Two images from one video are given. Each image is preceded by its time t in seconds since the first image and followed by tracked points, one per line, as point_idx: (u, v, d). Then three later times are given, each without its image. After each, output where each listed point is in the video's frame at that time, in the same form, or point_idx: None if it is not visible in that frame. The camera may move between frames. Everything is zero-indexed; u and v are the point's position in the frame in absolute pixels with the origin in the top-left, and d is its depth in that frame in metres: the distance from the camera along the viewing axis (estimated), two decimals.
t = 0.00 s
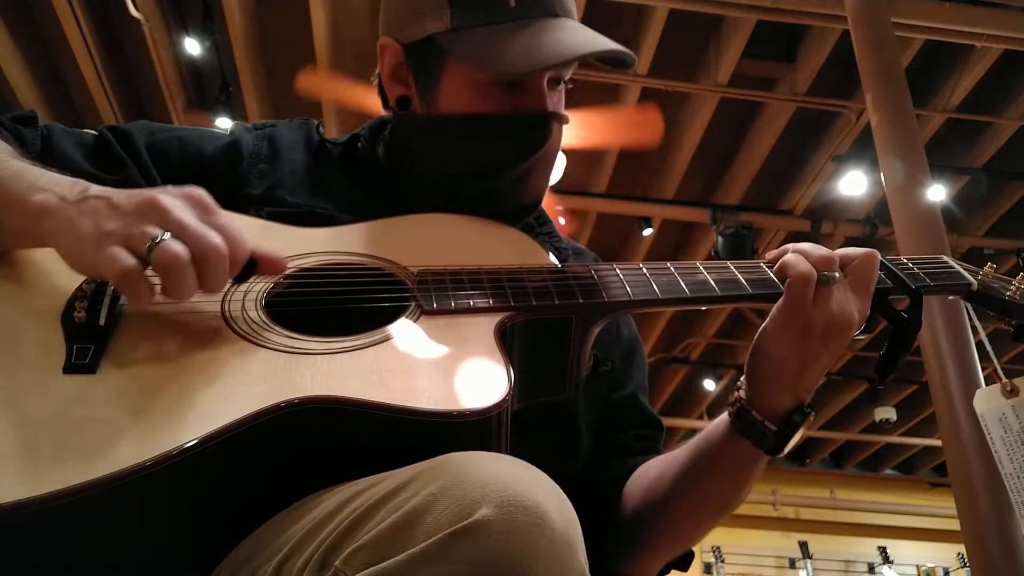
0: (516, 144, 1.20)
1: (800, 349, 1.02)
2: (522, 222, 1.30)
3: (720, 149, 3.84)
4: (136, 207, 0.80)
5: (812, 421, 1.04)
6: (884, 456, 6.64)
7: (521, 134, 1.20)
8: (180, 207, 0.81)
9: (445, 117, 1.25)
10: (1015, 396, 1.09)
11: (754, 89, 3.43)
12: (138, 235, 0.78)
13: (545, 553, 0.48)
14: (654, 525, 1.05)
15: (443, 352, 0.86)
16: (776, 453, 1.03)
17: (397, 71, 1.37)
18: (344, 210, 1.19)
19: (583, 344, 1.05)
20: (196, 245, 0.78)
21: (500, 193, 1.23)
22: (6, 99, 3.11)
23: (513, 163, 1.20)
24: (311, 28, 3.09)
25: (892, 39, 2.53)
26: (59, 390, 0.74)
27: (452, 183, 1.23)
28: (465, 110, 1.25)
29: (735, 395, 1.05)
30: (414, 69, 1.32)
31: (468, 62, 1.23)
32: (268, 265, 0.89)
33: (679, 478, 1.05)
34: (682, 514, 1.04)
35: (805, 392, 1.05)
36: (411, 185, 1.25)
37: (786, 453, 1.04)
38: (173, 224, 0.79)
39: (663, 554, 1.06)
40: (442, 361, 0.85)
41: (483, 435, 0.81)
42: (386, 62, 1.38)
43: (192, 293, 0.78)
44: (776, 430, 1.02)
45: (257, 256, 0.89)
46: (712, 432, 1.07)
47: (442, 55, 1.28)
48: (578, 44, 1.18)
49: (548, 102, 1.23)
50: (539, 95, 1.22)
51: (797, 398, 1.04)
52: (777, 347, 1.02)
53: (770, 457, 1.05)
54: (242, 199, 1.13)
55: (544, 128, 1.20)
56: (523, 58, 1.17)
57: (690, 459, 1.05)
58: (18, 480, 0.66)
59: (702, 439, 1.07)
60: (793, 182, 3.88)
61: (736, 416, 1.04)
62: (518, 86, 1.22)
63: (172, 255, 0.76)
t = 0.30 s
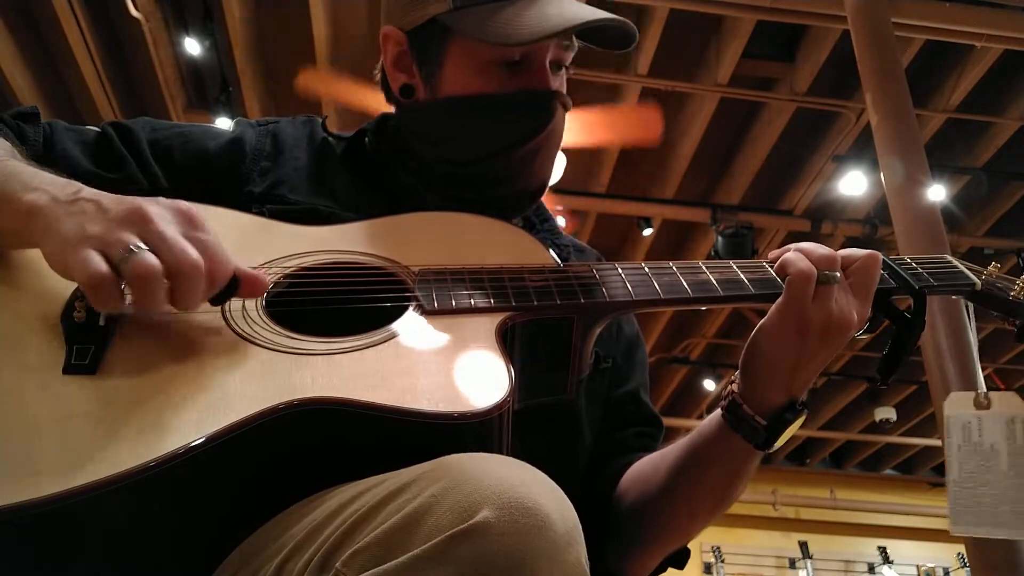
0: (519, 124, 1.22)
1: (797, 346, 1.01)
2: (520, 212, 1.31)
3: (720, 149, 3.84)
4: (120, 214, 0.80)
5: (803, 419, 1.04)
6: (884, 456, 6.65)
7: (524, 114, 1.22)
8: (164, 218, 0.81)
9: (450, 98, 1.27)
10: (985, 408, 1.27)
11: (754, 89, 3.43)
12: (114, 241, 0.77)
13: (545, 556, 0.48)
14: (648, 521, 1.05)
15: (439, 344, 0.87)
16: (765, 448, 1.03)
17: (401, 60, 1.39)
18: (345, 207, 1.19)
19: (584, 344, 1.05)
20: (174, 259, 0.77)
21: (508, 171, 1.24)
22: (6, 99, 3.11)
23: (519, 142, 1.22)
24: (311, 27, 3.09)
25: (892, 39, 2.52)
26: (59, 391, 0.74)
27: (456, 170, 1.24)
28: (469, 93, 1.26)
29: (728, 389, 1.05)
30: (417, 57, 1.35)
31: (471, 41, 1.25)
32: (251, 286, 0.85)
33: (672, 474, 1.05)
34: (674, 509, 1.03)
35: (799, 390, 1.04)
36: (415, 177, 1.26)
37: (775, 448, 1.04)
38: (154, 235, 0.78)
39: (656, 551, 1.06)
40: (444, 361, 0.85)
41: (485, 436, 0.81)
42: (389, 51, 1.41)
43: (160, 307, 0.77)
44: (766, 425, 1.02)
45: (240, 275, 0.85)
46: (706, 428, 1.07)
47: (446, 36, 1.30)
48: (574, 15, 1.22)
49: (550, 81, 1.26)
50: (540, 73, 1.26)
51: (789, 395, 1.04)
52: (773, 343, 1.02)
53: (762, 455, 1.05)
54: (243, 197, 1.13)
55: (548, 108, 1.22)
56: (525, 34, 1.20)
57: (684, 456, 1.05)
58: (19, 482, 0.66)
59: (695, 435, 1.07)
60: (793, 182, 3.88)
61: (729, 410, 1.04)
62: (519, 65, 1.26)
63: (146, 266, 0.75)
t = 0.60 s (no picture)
0: (523, 126, 1.23)
1: (794, 346, 1.01)
2: (520, 211, 1.32)
3: (720, 149, 3.84)
4: (129, 208, 0.80)
5: (801, 417, 1.04)
6: (884, 455, 6.65)
7: (529, 115, 1.23)
8: (173, 210, 0.81)
9: (453, 99, 1.28)
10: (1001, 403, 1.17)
11: (754, 89, 3.43)
12: (128, 235, 0.77)
13: (543, 553, 0.48)
14: (647, 522, 1.05)
15: (444, 350, 0.86)
16: (764, 447, 1.03)
17: (405, 62, 1.38)
18: (344, 207, 1.19)
19: (582, 343, 1.05)
20: (187, 250, 0.77)
21: (509, 174, 1.26)
22: (7, 100, 3.11)
23: (524, 144, 1.23)
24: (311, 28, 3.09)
25: (891, 39, 2.53)
26: (58, 390, 0.74)
27: (457, 171, 1.25)
28: (475, 95, 1.27)
29: (725, 390, 1.05)
30: (424, 57, 1.34)
31: (481, 43, 1.25)
32: (258, 274, 0.85)
33: (670, 473, 1.05)
34: (674, 509, 1.04)
35: (796, 388, 1.05)
36: (416, 176, 1.26)
37: (773, 446, 1.05)
38: (164, 227, 0.78)
39: (655, 551, 1.06)
40: (444, 360, 0.85)
41: (483, 435, 0.81)
42: (392, 52, 1.40)
43: (177, 298, 0.77)
44: (763, 424, 1.03)
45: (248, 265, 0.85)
46: (704, 428, 1.07)
47: (455, 37, 1.29)
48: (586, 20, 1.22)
49: (556, 84, 1.27)
50: (547, 77, 1.26)
51: (786, 394, 1.04)
52: (769, 344, 1.02)
53: (760, 453, 1.06)
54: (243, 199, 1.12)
55: (552, 110, 1.24)
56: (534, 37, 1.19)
57: (682, 455, 1.05)
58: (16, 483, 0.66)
59: (692, 434, 1.07)
60: (792, 182, 3.88)
61: (727, 410, 1.04)
62: (526, 69, 1.26)
63: (161, 258, 0.75)
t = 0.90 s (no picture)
0: (520, 131, 1.22)
1: (793, 347, 1.01)
2: (519, 217, 1.32)
3: (720, 149, 3.84)
4: (146, 200, 0.82)
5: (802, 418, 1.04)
6: (884, 455, 6.65)
7: (526, 121, 1.22)
8: (189, 198, 0.83)
9: (450, 104, 1.28)
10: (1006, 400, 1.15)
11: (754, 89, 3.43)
12: (152, 225, 0.80)
13: (544, 550, 0.48)
14: (647, 523, 1.05)
15: (447, 354, 0.86)
16: (764, 448, 1.04)
17: (400, 66, 1.39)
18: (345, 208, 1.19)
19: (582, 343, 1.05)
20: (211, 232, 0.80)
21: (501, 184, 1.25)
22: (7, 100, 3.11)
23: (517, 154, 1.22)
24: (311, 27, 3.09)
25: (891, 39, 2.53)
26: (60, 389, 0.74)
27: (450, 178, 1.24)
28: (467, 103, 1.27)
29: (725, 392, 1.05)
30: (418, 62, 1.35)
31: (472, 52, 1.25)
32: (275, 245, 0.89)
33: (670, 474, 1.05)
34: (673, 511, 1.04)
35: (796, 389, 1.05)
36: (411, 180, 1.26)
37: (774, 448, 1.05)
38: (185, 213, 0.81)
39: (655, 552, 1.06)
40: (445, 360, 0.85)
41: (483, 434, 0.81)
42: (388, 56, 1.40)
43: (208, 282, 0.80)
44: (764, 425, 1.02)
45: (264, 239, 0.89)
46: (704, 429, 1.08)
47: (447, 45, 1.30)
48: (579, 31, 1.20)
49: (550, 94, 1.26)
50: (541, 86, 1.25)
51: (787, 395, 1.04)
52: (768, 345, 1.02)
53: (761, 454, 1.06)
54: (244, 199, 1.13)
55: (547, 117, 1.23)
56: (525, 46, 1.20)
57: (682, 456, 1.06)
58: (16, 482, 0.65)
59: (692, 436, 1.08)
60: (792, 182, 3.88)
61: (727, 412, 1.04)
62: (520, 76, 1.25)
63: (189, 241, 0.78)
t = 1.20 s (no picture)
0: (519, 132, 1.22)
1: (811, 350, 1.01)
2: (520, 218, 1.32)
3: (720, 149, 3.84)
4: (147, 207, 0.82)
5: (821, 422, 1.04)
6: (884, 455, 6.64)
7: (524, 122, 1.22)
8: (188, 205, 0.83)
9: (449, 106, 1.28)
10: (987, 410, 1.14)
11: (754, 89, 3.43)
12: (151, 234, 0.80)
13: (545, 549, 0.48)
14: (661, 526, 1.05)
15: (445, 352, 0.86)
16: (784, 452, 1.03)
17: (396, 67, 1.39)
18: (346, 208, 1.19)
19: (586, 344, 1.06)
20: (208, 241, 0.80)
21: (501, 185, 1.25)
22: (7, 100, 3.12)
23: (517, 154, 1.22)
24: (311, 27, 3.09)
25: (892, 39, 2.53)
26: (62, 387, 0.74)
27: (450, 179, 1.24)
28: (463, 105, 1.27)
29: (745, 396, 1.05)
30: (412, 64, 1.35)
31: (463, 54, 1.25)
32: (277, 249, 0.89)
33: (687, 477, 1.05)
34: (689, 514, 1.04)
35: (816, 393, 1.04)
36: (411, 180, 1.25)
37: (793, 452, 1.04)
38: (184, 221, 0.81)
39: (668, 553, 1.07)
40: (447, 361, 0.85)
41: (484, 435, 0.81)
42: (384, 58, 1.40)
43: (206, 289, 0.80)
44: (786, 430, 1.02)
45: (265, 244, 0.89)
46: (723, 431, 1.07)
47: (438, 47, 1.30)
48: (568, 31, 1.20)
49: (543, 94, 1.26)
50: (534, 87, 1.25)
51: (807, 398, 1.04)
52: (786, 349, 1.02)
53: (778, 458, 1.05)
54: (247, 199, 1.13)
55: (541, 118, 1.23)
56: (512, 46, 1.20)
57: (700, 459, 1.05)
58: (17, 480, 0.65)
59: (710, 439, 1.07)
60: (792, 182, 3.88)
61: (747, 416, 1.04)
62: (511, 77, 1.25)
63: (186, 250, 0.78)
